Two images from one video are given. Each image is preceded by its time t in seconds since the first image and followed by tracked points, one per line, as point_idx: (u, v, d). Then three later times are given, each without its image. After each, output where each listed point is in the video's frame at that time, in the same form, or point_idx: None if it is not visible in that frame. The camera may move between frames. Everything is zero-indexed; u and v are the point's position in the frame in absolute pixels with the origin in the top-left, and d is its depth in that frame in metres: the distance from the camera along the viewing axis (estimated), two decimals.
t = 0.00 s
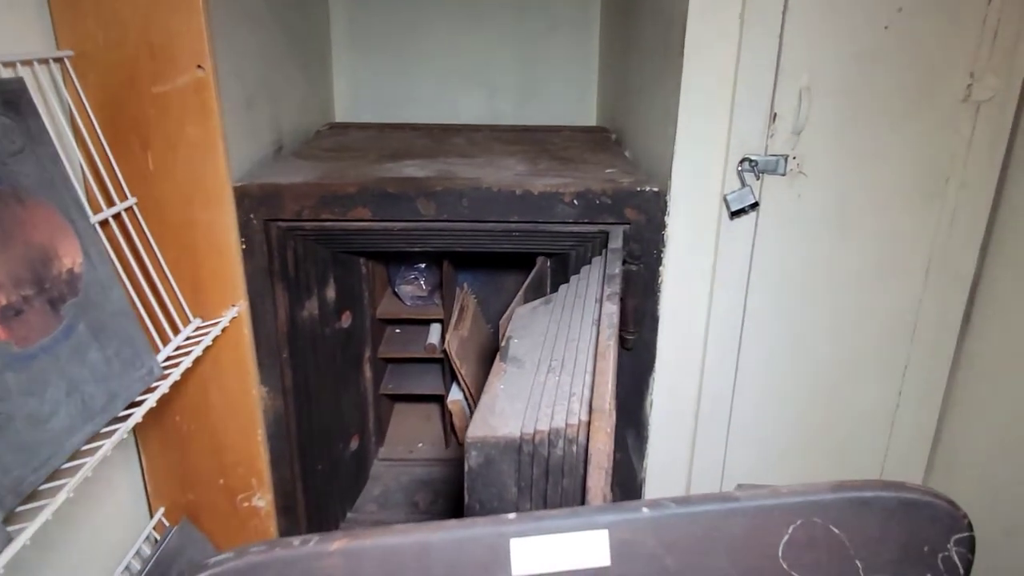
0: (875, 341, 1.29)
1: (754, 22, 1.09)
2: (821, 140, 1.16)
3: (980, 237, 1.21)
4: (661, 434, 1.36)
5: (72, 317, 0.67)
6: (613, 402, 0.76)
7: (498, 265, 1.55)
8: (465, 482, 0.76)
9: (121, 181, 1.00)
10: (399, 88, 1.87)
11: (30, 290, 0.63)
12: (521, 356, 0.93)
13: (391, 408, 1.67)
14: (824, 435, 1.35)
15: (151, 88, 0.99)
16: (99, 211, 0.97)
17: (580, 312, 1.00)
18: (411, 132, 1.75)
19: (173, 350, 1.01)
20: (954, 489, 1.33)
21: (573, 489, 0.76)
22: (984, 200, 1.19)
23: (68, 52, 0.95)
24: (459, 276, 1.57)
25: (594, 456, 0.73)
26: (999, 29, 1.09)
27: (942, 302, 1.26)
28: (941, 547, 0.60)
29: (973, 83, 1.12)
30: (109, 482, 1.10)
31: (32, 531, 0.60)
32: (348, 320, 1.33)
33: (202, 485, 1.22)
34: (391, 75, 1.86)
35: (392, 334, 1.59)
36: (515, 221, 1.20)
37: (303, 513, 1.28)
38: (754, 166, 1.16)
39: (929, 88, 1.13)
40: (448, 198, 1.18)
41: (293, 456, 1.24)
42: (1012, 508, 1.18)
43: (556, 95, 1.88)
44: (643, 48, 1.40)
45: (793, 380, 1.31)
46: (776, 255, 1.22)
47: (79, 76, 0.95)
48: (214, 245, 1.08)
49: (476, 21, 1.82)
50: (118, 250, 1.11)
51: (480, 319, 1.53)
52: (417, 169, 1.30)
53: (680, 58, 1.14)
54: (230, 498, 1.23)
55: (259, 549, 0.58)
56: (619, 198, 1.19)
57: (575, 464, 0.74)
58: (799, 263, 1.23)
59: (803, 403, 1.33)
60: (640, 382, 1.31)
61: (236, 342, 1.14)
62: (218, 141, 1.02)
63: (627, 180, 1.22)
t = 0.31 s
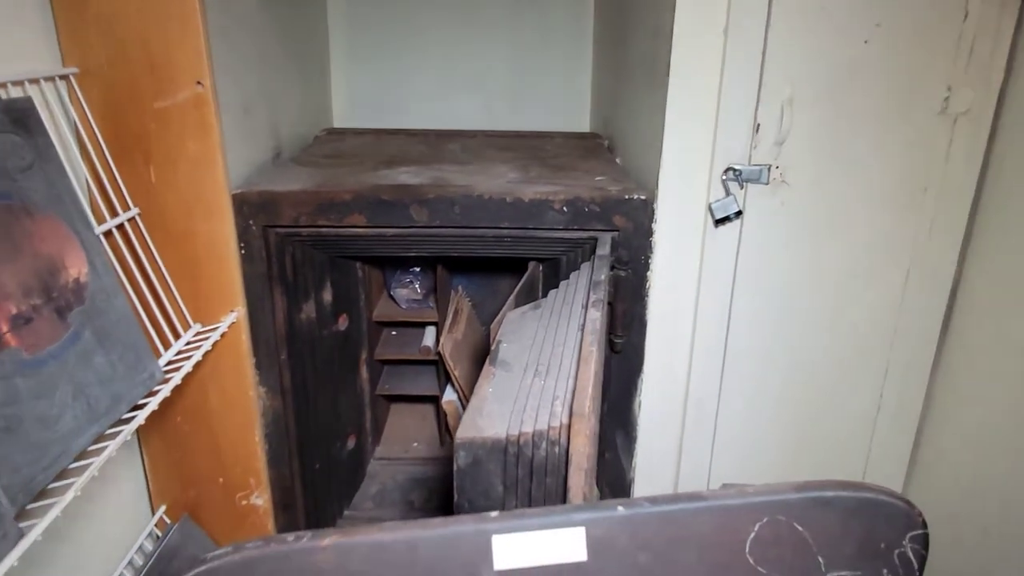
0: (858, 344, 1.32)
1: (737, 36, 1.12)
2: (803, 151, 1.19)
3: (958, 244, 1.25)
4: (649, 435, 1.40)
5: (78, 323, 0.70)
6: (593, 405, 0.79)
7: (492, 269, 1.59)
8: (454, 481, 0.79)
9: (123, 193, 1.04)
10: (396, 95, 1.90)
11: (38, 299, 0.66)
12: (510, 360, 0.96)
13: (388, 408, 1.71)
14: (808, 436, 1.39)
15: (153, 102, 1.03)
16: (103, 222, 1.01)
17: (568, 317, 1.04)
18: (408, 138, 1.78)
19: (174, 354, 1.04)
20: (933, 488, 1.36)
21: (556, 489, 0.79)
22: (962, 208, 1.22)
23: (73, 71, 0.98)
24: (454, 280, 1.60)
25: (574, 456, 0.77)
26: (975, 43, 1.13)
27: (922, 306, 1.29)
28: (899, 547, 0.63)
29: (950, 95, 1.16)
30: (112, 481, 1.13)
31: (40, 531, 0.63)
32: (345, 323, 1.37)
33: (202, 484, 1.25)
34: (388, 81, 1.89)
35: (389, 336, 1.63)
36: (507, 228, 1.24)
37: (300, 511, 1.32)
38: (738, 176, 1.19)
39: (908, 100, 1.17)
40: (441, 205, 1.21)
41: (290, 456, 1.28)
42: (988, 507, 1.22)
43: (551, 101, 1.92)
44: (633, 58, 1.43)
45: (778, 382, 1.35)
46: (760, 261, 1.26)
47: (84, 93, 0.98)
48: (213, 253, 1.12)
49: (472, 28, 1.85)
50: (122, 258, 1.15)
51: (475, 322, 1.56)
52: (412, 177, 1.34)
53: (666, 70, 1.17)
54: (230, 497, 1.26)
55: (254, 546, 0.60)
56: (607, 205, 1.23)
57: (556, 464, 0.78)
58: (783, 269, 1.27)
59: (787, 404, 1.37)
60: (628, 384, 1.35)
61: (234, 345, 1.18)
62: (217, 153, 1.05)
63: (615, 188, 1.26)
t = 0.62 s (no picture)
0: (840, 342, 1.38)
1: (723, 50, 1.19)
2: (787, 158, 1.26)
3: (935, 246, 1.31)
4: (642, 429, 1.46)
5: (113, 317, 0.77)
6: (582, 394, 0.86)
7: (492, 269, 1.65)
8: (455, 466, 0.85)
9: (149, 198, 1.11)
10: (399, 101, 1.97)
11: (78, 294, 0.73)
12: (507, 355, 1.02)
13: (391, 404, 1.77)
14: (793, 430, 1.46)
15: (176, 114, 1.09)
16: (130, 226, 1.07)
17: (562, 314, 1.10)
18: (411, 143, 1.85)
19: (195, 349, 1.11)
20: (912, 479, 1.43)
21: (549, 472, 0.86)
22: (939, 212, 1.29)
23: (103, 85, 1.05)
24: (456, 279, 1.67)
25: (564, 441, 0.83)
26: (948, 56, 1.19)
27: (901, 306, 1.36)
28: (856, 518, 0.69)
29: (926, 106, 1.22)
30: (133, 470, 1.19)
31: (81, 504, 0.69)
32: (350, 320, 1.43)
33: (218, 472, 1.32)
34: (392, 88, 1.96)
35: (392, 334, 1.69)
36: (505, 231, 1.30)
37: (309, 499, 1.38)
38: (726, 181, 1.26)
39: (886, 111, 1.23)
40: (443, 209, 1.28)
41: (298, 447, 1.34)
42: (963, 496, 1.28)
43: (550, 107, 1.98)
44: (628, 67, 1.50)
45: (764, 377, 1.41)
46: (747, 262, 1.32)
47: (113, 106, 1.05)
48: (230, 255, 1.18)
49: (473, 37, 1.92)
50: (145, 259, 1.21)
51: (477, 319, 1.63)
52: (415, 181, 1.41)
53: (657, 82, 1.24)
54: (245, 483, 1.33)
55: (276, 516, 0.66)
56: (601, 209, 1.29)
57: (548, 449, 0.84)
58: (768, 270, 1.33)
59: (774, 399, 1.43)
60: (621, 380, 1.41)
61: (248, 341, 1.24)
62: (234, 161, 1.12)
63: (608, 193, 1.32)
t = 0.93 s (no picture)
0: (811, 344, 1.49)
1: (701, 76, 1.30)
2: (759, 175, 1.37)
3: (896, 255, 1.42)
4: (627, 424, 1.57)
5: (154, 318, 0.87)
6: (565, 388, 0.97)
7: (488, 274, 1.76)
8: (452, 453, 0.96)
9: (179, 212, 1.22)
10: (401, 114, 2.08)
11: (126, 298, 0.83)
12: (501, 354, 1.13)
13: (393, 401, 1.88)
14: (768, 426, 1.57)
15: (205, 137, 1.20)
16: (163, 238, 1.18)
17: (552, 317, 1.21)
18: (412, 155, 1.96)
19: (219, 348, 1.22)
20: (877, 471, 1.54)
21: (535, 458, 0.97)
22: (900, 224, 1.40)
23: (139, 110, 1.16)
24: (455, 284, 1.78)
25: (546, 428, 0.95)
26: (906, 82, 1.30)
27: (866, 311, 1.46)
28: (795, 491, 0.79)
29: (886, 127, 1.33)
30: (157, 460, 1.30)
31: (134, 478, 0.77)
32: (355, 322, 1.53)
33: (237, 460, 1.43)
34: (394, 103, 2.07)
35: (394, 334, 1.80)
36: (500, 240, 1.41)
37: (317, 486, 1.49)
38: (703, 195, 1.37)
39: (850, 132, 1.34)
40: (443, 219, 1.39)
41: (307, 439, 1.45)
42: (920, 485, 1.39)
43: (544, 121, 2.10)
44: (615, 87, 1.61)
45: (740, 376, 1.52)
46: (723, 269, 1.43)
47: (149, 130, 1.16)
48: (250, 263, 1.29)
49: (471, 54, 2.03)
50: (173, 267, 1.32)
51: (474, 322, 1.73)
52: (417, 193, 1.51)
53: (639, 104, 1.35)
54: (260, 470, 1.44)
55: (298, 488, 0.74)
56: (587, 220, 1.40)
57: (535, 438, 0.95)
58: (743, 277, 1.44)
59: (749, 397, 1.54)
60: (607, 379, 1.52)
61: (265, 340, 1.35)
62: (255, 179, 1.23)
63: (595, 205, 1.43)
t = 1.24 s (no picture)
0: (786, 343, 1.62)
1: (683, 99, 1.43)
2: (736, 188, 1.50)
3: (863, 261, 1.55)
4: (617, 417, 1.70)
5: (202, 317, 0.99)
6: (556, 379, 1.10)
7: (489, 278, 1.89)
8: (458, 437, 1.08)
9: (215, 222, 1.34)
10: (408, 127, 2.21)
11: (178, 297, 0.95)
12: (502, 349, 1.25)
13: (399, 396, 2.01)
14: (746, 419, 1.69)
15: (239, 155, 1.33)
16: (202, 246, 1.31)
17: (548, 316, 1.33)
18: (418, 166, 2.09)
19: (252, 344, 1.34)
20: (847, 460, 1.66)
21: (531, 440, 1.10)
22: (866, 233, 1.53)
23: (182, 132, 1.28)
24: (458, 287, 1.90)
25: (540, 414, 1.07)
26: (870, 105, 1.43)
27: (836, 313, 1.59)
28: (754, 464, 0.92)
29: (853, 145, 1.47)
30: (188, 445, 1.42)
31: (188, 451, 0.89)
32: (367, 323, 1.60)
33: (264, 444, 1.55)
34: (401, 116, 2.20)
35: (402, 334, 1.92)
36: (500, 247, 1.53)
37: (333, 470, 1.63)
38: (686, 207, 1.50)
39: (820, 149, 1.47)
40: (448, 227, 1.51)
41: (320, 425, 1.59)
42: (883, 471, 1.52)
43: (542, 134, 2.22)
44: (608, 105, 1.74)
45: (720, 373, 1.65)
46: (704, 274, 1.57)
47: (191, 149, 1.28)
48: (277, 268, 1.42)
49: (474, 72, 2.16)
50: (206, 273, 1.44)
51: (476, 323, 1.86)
52: (424, 203, 1.64)
53: (628, 123, 1.48)
54: (285, 455, 1.57)
55: (331, 459, 0.86)
56: (581, 230, 1.51)
57: (532, 421, 1.07)
58: (723, 282, 1.57)
59: (729, 392, 1.67)
60: (598, 375, 1.64)
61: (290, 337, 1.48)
62: (283, 193, 1.36)
63: (588, 215, 1.55)
